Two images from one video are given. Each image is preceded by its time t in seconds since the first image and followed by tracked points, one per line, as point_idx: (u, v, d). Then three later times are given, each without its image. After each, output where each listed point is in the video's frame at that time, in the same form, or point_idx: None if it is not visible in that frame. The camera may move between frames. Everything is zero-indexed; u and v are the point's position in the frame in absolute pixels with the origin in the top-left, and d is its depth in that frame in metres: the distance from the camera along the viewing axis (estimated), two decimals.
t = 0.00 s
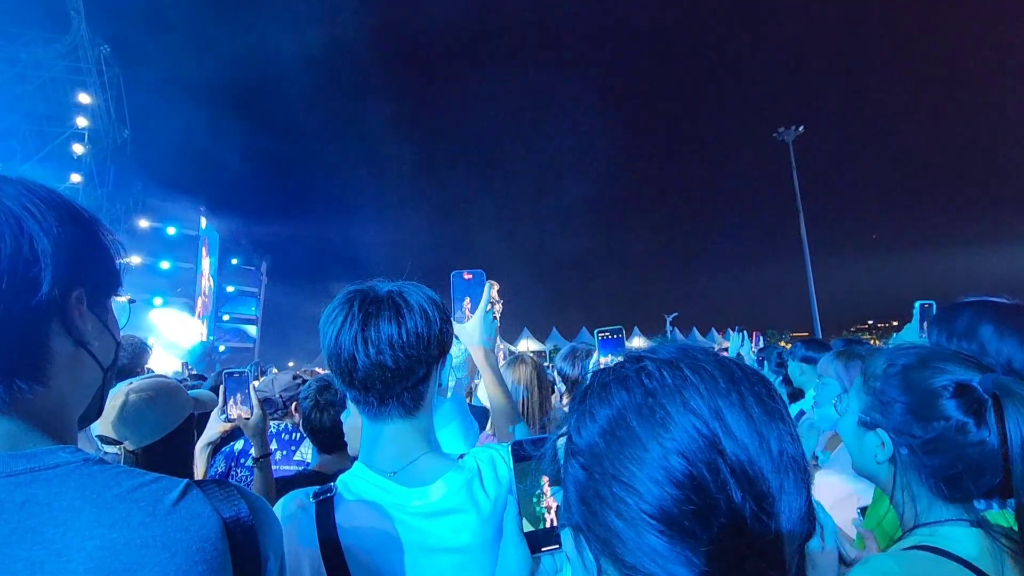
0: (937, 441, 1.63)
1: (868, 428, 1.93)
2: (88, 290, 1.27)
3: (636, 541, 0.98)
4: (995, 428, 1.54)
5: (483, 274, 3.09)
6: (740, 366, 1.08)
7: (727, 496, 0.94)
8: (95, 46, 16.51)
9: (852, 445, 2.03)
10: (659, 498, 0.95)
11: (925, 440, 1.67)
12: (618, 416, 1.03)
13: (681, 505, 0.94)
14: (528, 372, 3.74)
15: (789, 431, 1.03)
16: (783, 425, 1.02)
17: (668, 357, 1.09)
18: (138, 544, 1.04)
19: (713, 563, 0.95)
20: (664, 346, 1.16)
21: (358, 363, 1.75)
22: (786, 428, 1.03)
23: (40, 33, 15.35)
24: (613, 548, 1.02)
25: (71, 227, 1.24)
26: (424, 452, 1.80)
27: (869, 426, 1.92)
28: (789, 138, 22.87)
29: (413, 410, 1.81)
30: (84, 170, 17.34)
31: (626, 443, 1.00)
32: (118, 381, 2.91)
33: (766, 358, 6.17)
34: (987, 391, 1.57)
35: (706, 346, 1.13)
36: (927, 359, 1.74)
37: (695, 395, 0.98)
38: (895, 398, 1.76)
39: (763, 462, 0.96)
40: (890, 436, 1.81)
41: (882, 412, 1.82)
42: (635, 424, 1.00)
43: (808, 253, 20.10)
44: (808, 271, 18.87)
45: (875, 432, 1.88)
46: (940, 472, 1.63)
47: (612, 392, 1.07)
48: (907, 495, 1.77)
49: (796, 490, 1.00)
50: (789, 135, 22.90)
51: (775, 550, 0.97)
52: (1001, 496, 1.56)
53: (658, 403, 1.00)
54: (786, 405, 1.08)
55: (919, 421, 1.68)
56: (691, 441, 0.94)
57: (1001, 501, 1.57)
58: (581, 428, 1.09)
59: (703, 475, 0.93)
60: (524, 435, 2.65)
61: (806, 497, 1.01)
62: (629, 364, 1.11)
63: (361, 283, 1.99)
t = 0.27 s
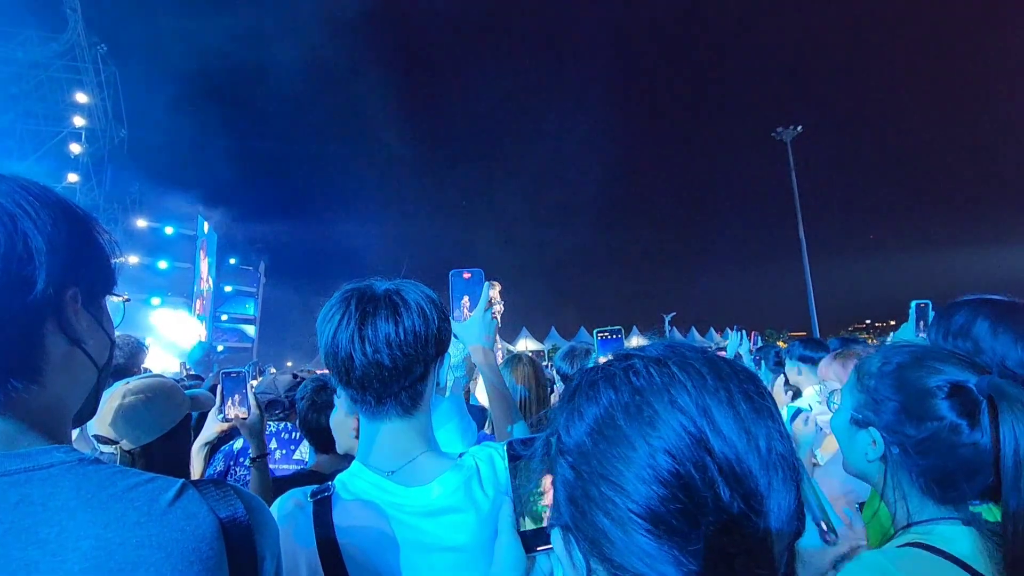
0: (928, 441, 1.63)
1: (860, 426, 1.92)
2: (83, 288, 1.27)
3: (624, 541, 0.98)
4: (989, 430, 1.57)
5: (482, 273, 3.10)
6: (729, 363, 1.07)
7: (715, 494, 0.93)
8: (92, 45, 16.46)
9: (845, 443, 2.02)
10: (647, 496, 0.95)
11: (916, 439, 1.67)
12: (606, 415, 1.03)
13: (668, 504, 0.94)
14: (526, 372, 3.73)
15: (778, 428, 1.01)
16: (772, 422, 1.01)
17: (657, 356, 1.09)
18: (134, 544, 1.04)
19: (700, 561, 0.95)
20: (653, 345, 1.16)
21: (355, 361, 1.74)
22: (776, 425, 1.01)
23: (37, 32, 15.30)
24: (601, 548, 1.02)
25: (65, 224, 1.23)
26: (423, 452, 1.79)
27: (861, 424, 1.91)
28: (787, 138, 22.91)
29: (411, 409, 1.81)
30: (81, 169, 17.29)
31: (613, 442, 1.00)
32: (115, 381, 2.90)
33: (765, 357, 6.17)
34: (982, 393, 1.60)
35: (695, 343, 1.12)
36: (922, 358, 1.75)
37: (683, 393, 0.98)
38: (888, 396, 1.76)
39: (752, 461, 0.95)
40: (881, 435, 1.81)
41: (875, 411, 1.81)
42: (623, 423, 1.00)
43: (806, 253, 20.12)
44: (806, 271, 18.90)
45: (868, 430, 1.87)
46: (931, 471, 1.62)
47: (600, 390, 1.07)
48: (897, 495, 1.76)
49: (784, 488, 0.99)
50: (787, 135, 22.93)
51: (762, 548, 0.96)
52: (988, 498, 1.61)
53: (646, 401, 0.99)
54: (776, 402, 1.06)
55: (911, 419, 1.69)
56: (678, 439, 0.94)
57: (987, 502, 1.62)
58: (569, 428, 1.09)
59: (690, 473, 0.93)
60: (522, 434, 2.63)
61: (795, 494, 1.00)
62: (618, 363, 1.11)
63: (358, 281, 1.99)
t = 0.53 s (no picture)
0: (931, 440, 1.64)
1: (864, 427, 1.95)
2: (80, 286, 1.26)
3: (616, 537, 0.98)
4: (993, 427, 1.53)
5: (482, 271, 3.10)
6: (720, 359, 1.08)
7: (706, 490, 0.93)
8: (89, 44, 16.42)
9: (848, 444, 2.05)
10: (639, 493, 0.95)
11: (919, 439, 1.68)
12: (598, 412, 1.03)
13: (660, 500, 0.94)
14: (524, 370, 3.72)
15: (769, 424, 1.01)
16: (763, 418, 1.01)
17: (648, 352, 1.09)
18: (131, 541, 1.03)
19: (692, 557, 0.94)
20: (645, 341, 1.16)
21: (353, 359, 1.74)
22: (767, 421, 1.01)
23: (34, 30, 15.26)
24: (594, 545, 1.01)
25: (61, 222, 1.23)
26: (422, 450, 1.79)
27: (865, 424, 1.93)
28: (786, 136, 22.92)
29: (409, 407, 1.80)
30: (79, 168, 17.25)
31: (605, 439, 1.00)
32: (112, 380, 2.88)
33: (763, 356, 6.18)
34: (986, 390, 1.56)
35: (686, 340, 1.13)
36: (923, 357, 1.75)
37: (674, 390, 0.98)
38: (890, 395, 1.77)
39: (743, 456, 0.95)
40: (884, 435, 1.82)
41: (877, 410, 1.83)
42: (614, 419, 1.00)
43: (804, 252, 20.15)
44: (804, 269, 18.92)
45: (871, 430, 1.90)
46: (935, 472, 1.62)
47: (592, 387, 1.07)
48: (904, 496, 1.76)
49: (776, 483, 0.99)
50: (785, 134, 22.95)
51: (753, 543, 0.96)
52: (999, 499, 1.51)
53: (637, 397, 0.99)
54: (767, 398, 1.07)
55: (914, 419, 1.69)
56: (669, 435, 0.94)
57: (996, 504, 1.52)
58: (561, 425, 1.09)
59: (682, 469, 0.93)
60: (520, 432, 2.61)
61: (786, 489, 1.00)
62: (609, 360, 1.11)
63: (356, 279, 1.99)
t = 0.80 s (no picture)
0: (937, 444, 1.63)
1: (869, 426, 1.94)
2: (76, 284, 1.26)
3: (608, 535, 0.97)
4: (1001, 432, 1.54)
5: (481, 270, 3.10)
6: (711, 356, 1.07)
7: (697, 486, 0.93)
8: (87, 42, 16.38)
9: (852, 441, 2.07)
10: (630, 490, 0.94)
11: (922, 443, 1.67)
12: (589, 410, 1.02)
13: (651, 497, 0.93)
14: (522, 369, 3.72)
15: (759, 420, 1.01)
16: (753, 414, 1.01)
17: (639, 350, 1.08)
18: (128, 541, 1.03)
19: (684, 553, 0.94)
20: (636, 339, 1.15)
21: (351, 357, 1.74)
22: (757, 417, 1.01)
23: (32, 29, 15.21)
24: (586, 543, 1.01)
25: (58, 219, 1.22)
26: (419, 448, 1.78)
27: (869, 424, 1.93)
28: (784, 136, 22.94)
29: (407, 405, 1.80)
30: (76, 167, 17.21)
31: (596, 437, 0.99)
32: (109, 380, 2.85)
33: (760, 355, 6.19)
34: (996, 397, 1.57)
35: (676, 337, 1.12)
36: (934, 359, 1.73)
37: (664, 387, 0.98)
38: (898, 397, 1.75)
39: (733, 452, 0.95)
40: (889, 437, 1.81)
41: (882, 412, 1.81)
42: (605, 417, 0.99)
43: (802, 251, 20.18)
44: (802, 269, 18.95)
45: (875, 431, 1.91)
46: (939, 475, 1.62)
47: (583, 386, 1.06)
48: (907, 496, 1.76)
49: (766, 478, 0.99)
50: (784, 134, 22.97)
51: (742, 537, 0.96)
52: (1002, 505, 1.52)
53: (627, 395, 0.99)
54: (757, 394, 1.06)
55: (920, 422, 1.67)
56: (660, 432, 0.94)
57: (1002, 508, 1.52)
58: (553, 424, 1.09)
59: (673, 466, 0.93)
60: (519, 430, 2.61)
61: (776, 484, 1.00)
62: (600, 358, 1.10)
63: (354, 277, 1.98)
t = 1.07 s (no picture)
0: (937, 445, 1.62)
1: (869, 427, 1.94)
2: (72, 282, 1.25)
3: (601, 534, 0.97)
4: (999, 431, 1.54)
5: (480, 270, 3.10)
6: (703, 355, 1.07)
7: (688, 484, 0.93)
8: (85, 41, 16.33)
9: (853, 441, 2.06)
10: (623, 489, 0.94)
11: (922, 443, 1.67)
12: (581, 409, 1.02)
13: (643, 495, 0.93)
14: (521, 368, 3.72)
15: (750, 418, 1.01)
16: (745, 412, 1.00)
17: (631, 349, 1.08)
18: (125, 538, 1.03)
19: (676, 551, 0.94)
20: (629, 338, 1.15)
21: (350, 356, 1.73)
22: (749, 415, 1.01)
23: (29, 27, 15.16)
24: (580, 542, 1.01)
25: (53, 217, 1.22)
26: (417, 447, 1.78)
27: (869, 425, 1.93)
28: (783, 136, 22.94)
29: (405, 403, 1.80)
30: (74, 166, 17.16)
31: (589, 436, 0.99)
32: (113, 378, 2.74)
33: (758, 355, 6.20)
34: (994, 396, 1.57)
35: (670, 336, 1.12)
36: (934, 360, 1.72)
37: (656, 385, 0.97)
38: (899, 398, 1.74)
39: (725, 450, 0.95)
40: (889, 438, 1.81)
41: (881, 413, 1.82)
42: (597, 416, 0.99)
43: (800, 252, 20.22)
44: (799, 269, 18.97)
45: (875, 432, 1.91)
46: (940, 475, 1.61)
47: (575, 385, 1.06)
48: (908, 497, 1.74)
49: (758, 477, 0.98)
50: (782, 134, 22.99)
51: (734, 534, 0.97)
52: (1003, 505, 1.52)
53: (619, 393, 0.99)
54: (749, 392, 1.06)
55: (920, 423, 1.68)
56: (651, 431, 0.93)
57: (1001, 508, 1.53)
58: (546, 423, 1.08)
59: (664, 464, 0.92)
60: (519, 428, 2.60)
61: (769, 482, 1.00)
62: (594, 357, 1.10)
63: (353, 276, 1.98)
